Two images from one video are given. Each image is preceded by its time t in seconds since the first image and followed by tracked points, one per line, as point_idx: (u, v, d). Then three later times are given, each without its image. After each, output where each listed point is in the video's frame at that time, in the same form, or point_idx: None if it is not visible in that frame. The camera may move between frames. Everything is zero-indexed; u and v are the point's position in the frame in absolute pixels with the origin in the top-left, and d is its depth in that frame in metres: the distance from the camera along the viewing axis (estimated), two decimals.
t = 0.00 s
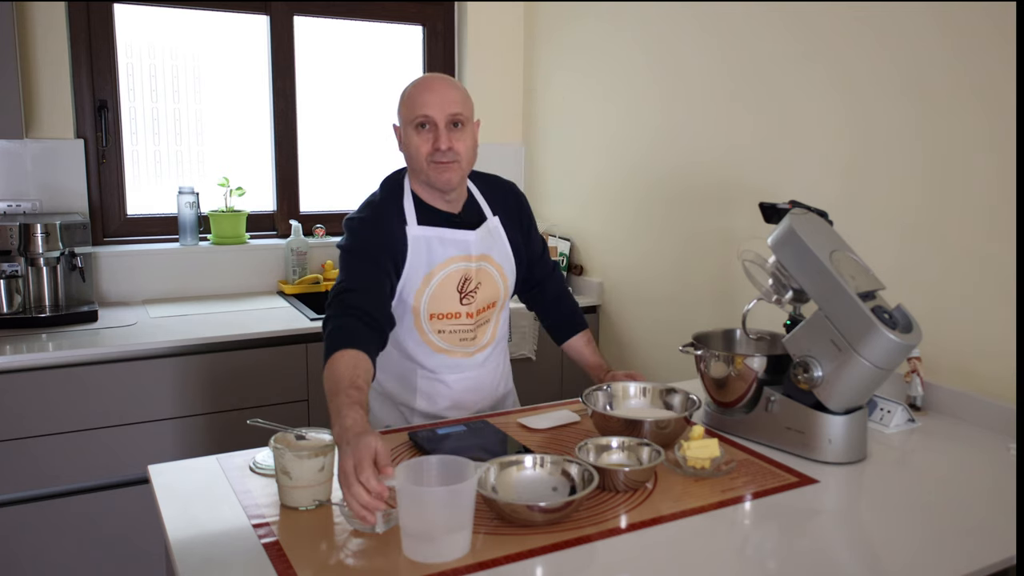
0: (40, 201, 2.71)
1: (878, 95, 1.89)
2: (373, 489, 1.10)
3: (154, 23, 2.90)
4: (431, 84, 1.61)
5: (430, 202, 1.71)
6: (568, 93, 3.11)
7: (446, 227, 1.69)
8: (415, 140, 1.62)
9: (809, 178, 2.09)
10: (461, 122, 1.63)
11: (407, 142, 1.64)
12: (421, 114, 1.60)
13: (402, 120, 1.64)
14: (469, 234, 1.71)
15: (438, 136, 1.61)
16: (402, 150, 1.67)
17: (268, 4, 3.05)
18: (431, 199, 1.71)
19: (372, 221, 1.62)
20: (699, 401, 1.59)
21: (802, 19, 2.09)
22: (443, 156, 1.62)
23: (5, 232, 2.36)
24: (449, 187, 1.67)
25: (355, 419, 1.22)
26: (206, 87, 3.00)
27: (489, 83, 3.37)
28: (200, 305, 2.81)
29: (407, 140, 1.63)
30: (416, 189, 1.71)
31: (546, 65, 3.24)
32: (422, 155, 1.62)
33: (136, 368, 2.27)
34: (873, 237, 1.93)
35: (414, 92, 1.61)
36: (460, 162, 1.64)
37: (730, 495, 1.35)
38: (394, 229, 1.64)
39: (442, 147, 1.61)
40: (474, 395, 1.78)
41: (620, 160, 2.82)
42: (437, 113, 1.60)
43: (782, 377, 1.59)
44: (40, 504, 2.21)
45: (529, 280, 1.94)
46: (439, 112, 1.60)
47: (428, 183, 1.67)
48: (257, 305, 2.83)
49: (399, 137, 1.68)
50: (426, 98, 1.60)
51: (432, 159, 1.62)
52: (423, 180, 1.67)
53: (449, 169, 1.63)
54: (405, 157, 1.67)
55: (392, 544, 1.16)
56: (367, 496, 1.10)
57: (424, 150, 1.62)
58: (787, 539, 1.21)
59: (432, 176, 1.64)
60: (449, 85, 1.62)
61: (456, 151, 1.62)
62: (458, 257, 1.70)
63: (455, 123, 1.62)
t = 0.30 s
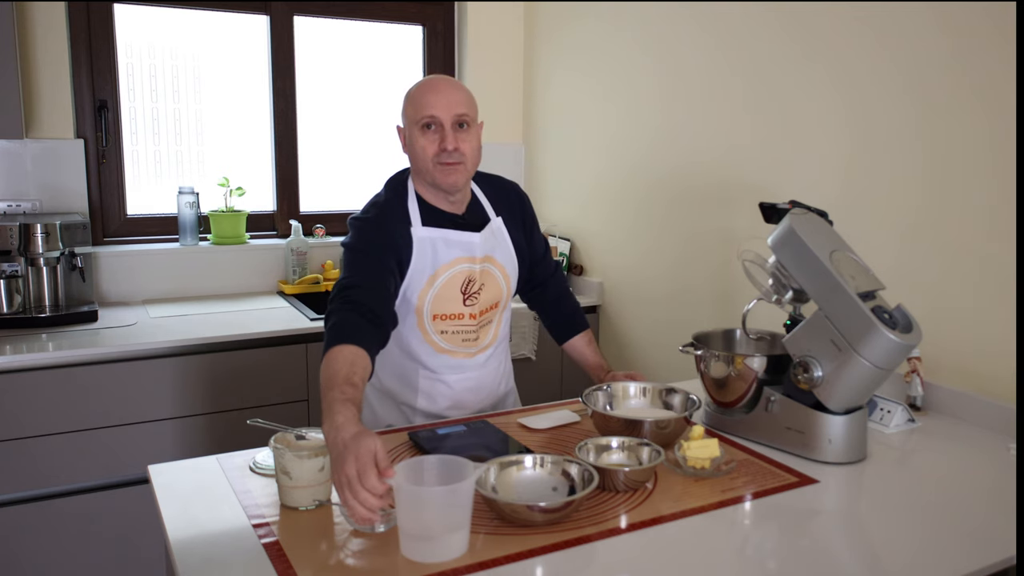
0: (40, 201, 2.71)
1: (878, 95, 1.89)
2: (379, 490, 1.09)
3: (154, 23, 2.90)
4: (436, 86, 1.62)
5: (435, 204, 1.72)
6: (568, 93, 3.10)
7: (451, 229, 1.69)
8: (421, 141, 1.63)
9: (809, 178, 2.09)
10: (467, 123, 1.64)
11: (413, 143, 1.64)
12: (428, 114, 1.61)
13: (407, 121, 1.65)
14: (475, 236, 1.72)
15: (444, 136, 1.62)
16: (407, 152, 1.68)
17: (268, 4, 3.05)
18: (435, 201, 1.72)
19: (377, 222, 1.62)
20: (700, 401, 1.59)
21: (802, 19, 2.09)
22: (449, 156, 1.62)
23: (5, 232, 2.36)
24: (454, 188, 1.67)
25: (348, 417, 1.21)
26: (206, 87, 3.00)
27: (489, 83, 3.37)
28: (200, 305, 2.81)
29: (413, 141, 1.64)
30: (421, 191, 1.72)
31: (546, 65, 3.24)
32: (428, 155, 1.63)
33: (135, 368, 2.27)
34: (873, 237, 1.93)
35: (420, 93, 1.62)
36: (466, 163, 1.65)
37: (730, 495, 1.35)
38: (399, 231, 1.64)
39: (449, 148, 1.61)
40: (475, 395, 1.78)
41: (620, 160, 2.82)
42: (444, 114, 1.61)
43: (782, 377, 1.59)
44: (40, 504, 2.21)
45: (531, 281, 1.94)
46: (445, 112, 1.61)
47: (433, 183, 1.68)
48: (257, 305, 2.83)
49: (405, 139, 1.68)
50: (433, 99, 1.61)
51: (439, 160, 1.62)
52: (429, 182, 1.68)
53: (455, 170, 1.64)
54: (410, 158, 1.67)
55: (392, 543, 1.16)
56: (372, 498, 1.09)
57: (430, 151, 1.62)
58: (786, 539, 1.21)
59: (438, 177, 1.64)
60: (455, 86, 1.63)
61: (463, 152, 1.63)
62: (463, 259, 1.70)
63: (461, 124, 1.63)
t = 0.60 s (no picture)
0: (40, 201, 2.71)
1: (878, 95, 1.89)
2: (382, 489, 1.08)
3: (154, 23, 2.90)
4: (441, 87, 1.63)
5: (439, 206, 1.71)
6: (568, 93, 3.11)
7: (455, 231, 1.69)
8: (426, 141, 1.63)
9: (809, 178, 2.09)
10: (472, 123, 1.65)
11: (418, 144, 1.64)
12: (433, 115, 1.61)
13: (412, 123, 1.65)
14: (478, 237, 1.72)
15: (450, 136, 1.62)
16: (412, 153, 1.68)
17: (268, 4, 3.05)
18: (440, 203, 1.71)
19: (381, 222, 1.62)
20: (700, 401, 1.59)
21: (802, 19, 2.09)
22: (454, 156, 1.62)
23: (5, 232, 2.36)
24: (459, 189, 1.67)
25: (342, 421, 1.20)
26: (206, 87, 3.00)
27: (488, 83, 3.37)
28: (201, 305, 2.81)
29: (418, 142, 1.64)
30: (425, 194, 1.71)
31: (546, 65, 3.25)
32: (434, 155, 1.63)
33: (136, 368, 2.27)
34: (873, 237, 1.93)
35: (425, 95, 1.63)
36: (471, 163, 1.65)
37: (730, 495, 1.35)
38: (403, 231, 1.64)
39: (454, 147, 1.62)
40: (477, 396, 1.78)
41: (620, 160, 2.82)
42: (449, 114, 1.61)
43: (782, 377, 1.59)
44: (41, 504, 2.21)
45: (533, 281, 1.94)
46: (450, 113, 1.61)
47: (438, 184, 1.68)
48: (257, 305, 2.83)
49: (410, 141, 1.68)
50: (438, 100, 1.62)
51: (444, 160, 1.62)
52: (433, 183, 1.67)
53: (460, 171, 1.63)
54: (415, 159, 1.68)
55: (392, 544, 1.16)
56: (377, 497, 1.09)
57: (436, 151, 1.63)
58: (787, 538, 1.21)
59: (443, 178, 1.64)
60: (460, 87, 1.64)
61: (468, 151, 1.63)
62: (468, 260, 1.70)
63: (466, 124, 1.63)
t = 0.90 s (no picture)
0: (40, 201, 2.71)
1: (878, 95, 1.89)
2: (385, 475, 1.09)
3: (154, 23, 2.90)
4: (444, 87, 1.64)
5: (443, 205, 1.72)
6: (568, 93, 3.11)
7: (458, 230, 1.70)
8: (430, 140, 1.63)
9: (809, 178, 2.09)
10: (475, 123, 1.65)
11: (421, 144, 1.65)
12: (437, 114, 1.62)
13: (416, 122, 1.65)
14: (481, 235, 1.72)
15: (454, 136, 1.63)
16: (414, 152, 1.68)
17: (268, 4, 3.05)
18: (444, 202, 1.72)
19: (384, 222, 1.62)
20: (700, 401, 1.59)
21: (802, 19, 2.09)
22: (458, 155, 1.63)
23: (4, 232, 2.36)
24: (462, 188, 1.67)
25: (347, 411, 1.21)
26: (206, 87, 3.00)
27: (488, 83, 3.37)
28: (201, 305, 2.81)
29: (421, 141, 1.64)
30: (429, 193, 1.72)
31: (546, 65, 3.25)
32: (438, 155, 1.63)
33: (136, 368, 2.27)
34: (873, 236, 1.93)
35: (429, 94, 1.64)
36: (475, 162, 1.65)
37: (730, 495, 1.35)
38: (405, 230, 1.64)
39: (458, 146, 1.62)
40: (480, 394, 1.78)
41: (620, 160, 2.82)
42: (452, 114, 1.62)
43: (782, 377, 1.59)
44: (41, 504, 2.21)
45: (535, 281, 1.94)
46: (454, 112, 1.62)
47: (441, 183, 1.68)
48: (257, 305, 2.83)
49: (414, 141, 1.69)
50: (442, 99, 1.62)
51: (448, 159, 1.63)
52: (436, 182, 1.68)
53: (463, 170, 1.64)
54: (417, 158, 1.68)
55: (392, 544, 1.15)
56: (381, 483, 1.10)
57: (440, 150, 1.63)
58: (787, 538, 1.21)
59: (446, 177, 1.64)
60: (463, 86, 1.65)
61: (471, 151, 1.64)
62: (470, 258, 1.70)
63: (469, 124, 1.64)
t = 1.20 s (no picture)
0: (40, 201, 2.71)
1: (878, 95, 1.89)
2: (389, 391, 1.13)
3: (154, 23, 2.90)
4: (454, 81, 1.69)
5: (450, 197, 1.75)
6: (568, 93, 3.11)
7: (462, 218, 1.72)
8: (438, 132, 1.69)
9: (808, 178, 2.09)
10: (482, 116, 1.70)
11: (431, 135, 1.70)
12: (445, 105, 1.67)
13: (427, 115, 1.71)
14: (483, 224, 1.74)
15: (461, 126, 1.68)
16: (425, 144, 1.74)
17: (268, 4, 3.05)
18: (451, 194, 1.75)
19: (389, 205, 1.67)
20: (700, 401, 1.59)
21: (802, 19, 2.09)
22: (465, 145, 1.68)
23: (4, 232, 2.36)
24: (470, 178, 1.72)
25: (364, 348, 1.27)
26: (206, 87, 3.00)
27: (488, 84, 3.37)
28: (201, 305, 2.81)
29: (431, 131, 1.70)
30: (437, 185, 1.76)
31: (547, 65, 3.24)
32: (445, 144, 1.68)
33: (136, 368, 2.27)
34: (873, 236, 1.93)
35: (439, 87, 1.70)
36: (481, 153, 1.70)
37: (730, 495, 1.35)
38: (411, 215, 1.67)
39: (465, 137, 1.67)
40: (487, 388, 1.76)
41: (620, 159, 2.82)
42: (461, 106, 1.67)
43: (782, 377, 1.59)
44: (41, 504, 2.21)
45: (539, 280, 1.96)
46: (462, 104, 1.67)
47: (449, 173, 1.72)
48: (257, 305, 2.83)
49: (424, 133, 1.74)
50: (451, 91, 1.68)
51: (454, 149, 1.67)
52: (444, 173, 1.72)
53: (469, 160, 1.68)
54: (427, 150, 1.73)
55: (393, 544, 1.15)
56: (384, 400, 1.12)
57: (448, 141, 1.68)
58: (787, 538, 1.21)
59: (453, 166, 1.69)
60: (472, 81, 1.70)
61: (477, 142, 1.68)
62: (473, 247, 1.72)
63: (476, 116, 1.69)
